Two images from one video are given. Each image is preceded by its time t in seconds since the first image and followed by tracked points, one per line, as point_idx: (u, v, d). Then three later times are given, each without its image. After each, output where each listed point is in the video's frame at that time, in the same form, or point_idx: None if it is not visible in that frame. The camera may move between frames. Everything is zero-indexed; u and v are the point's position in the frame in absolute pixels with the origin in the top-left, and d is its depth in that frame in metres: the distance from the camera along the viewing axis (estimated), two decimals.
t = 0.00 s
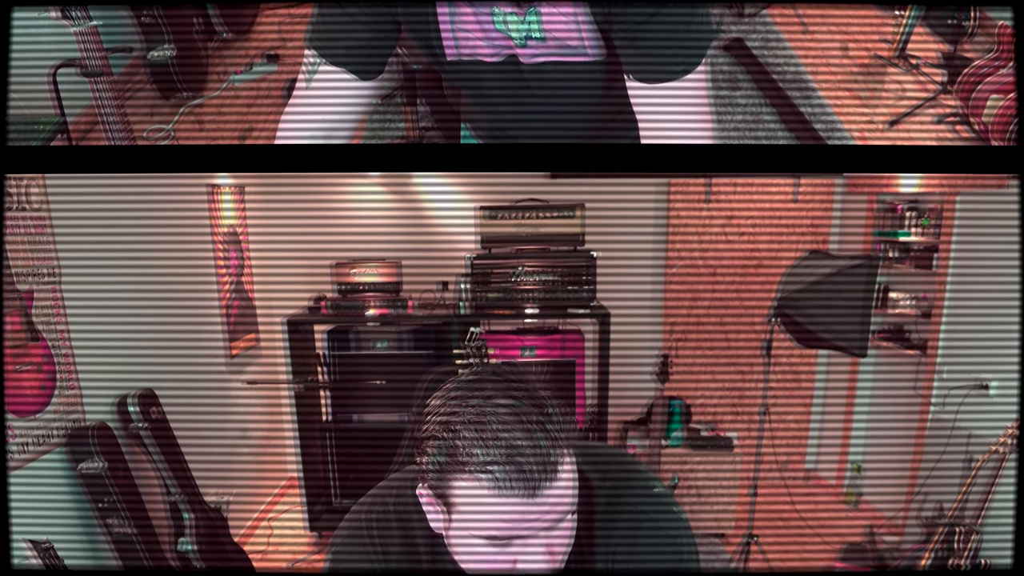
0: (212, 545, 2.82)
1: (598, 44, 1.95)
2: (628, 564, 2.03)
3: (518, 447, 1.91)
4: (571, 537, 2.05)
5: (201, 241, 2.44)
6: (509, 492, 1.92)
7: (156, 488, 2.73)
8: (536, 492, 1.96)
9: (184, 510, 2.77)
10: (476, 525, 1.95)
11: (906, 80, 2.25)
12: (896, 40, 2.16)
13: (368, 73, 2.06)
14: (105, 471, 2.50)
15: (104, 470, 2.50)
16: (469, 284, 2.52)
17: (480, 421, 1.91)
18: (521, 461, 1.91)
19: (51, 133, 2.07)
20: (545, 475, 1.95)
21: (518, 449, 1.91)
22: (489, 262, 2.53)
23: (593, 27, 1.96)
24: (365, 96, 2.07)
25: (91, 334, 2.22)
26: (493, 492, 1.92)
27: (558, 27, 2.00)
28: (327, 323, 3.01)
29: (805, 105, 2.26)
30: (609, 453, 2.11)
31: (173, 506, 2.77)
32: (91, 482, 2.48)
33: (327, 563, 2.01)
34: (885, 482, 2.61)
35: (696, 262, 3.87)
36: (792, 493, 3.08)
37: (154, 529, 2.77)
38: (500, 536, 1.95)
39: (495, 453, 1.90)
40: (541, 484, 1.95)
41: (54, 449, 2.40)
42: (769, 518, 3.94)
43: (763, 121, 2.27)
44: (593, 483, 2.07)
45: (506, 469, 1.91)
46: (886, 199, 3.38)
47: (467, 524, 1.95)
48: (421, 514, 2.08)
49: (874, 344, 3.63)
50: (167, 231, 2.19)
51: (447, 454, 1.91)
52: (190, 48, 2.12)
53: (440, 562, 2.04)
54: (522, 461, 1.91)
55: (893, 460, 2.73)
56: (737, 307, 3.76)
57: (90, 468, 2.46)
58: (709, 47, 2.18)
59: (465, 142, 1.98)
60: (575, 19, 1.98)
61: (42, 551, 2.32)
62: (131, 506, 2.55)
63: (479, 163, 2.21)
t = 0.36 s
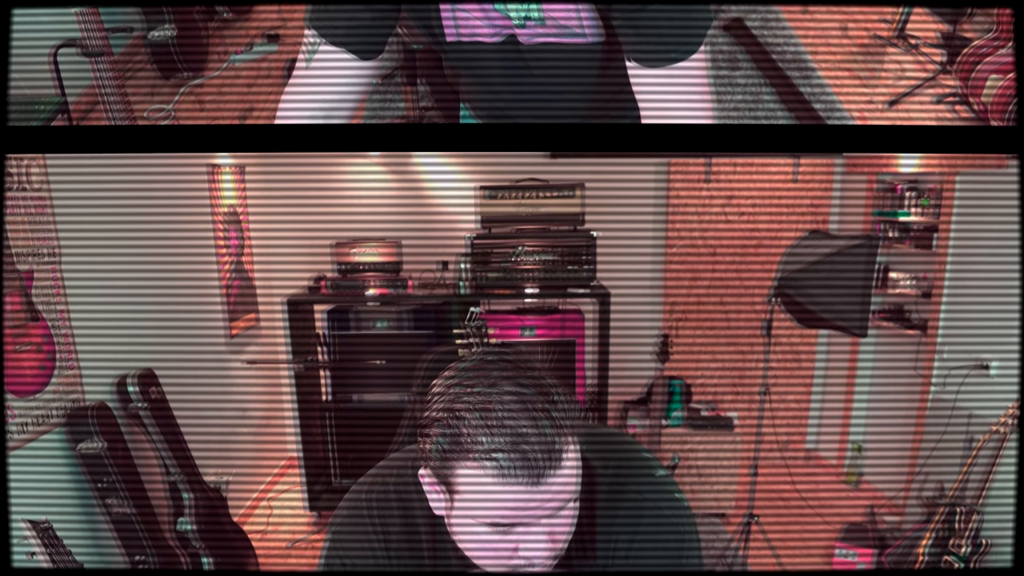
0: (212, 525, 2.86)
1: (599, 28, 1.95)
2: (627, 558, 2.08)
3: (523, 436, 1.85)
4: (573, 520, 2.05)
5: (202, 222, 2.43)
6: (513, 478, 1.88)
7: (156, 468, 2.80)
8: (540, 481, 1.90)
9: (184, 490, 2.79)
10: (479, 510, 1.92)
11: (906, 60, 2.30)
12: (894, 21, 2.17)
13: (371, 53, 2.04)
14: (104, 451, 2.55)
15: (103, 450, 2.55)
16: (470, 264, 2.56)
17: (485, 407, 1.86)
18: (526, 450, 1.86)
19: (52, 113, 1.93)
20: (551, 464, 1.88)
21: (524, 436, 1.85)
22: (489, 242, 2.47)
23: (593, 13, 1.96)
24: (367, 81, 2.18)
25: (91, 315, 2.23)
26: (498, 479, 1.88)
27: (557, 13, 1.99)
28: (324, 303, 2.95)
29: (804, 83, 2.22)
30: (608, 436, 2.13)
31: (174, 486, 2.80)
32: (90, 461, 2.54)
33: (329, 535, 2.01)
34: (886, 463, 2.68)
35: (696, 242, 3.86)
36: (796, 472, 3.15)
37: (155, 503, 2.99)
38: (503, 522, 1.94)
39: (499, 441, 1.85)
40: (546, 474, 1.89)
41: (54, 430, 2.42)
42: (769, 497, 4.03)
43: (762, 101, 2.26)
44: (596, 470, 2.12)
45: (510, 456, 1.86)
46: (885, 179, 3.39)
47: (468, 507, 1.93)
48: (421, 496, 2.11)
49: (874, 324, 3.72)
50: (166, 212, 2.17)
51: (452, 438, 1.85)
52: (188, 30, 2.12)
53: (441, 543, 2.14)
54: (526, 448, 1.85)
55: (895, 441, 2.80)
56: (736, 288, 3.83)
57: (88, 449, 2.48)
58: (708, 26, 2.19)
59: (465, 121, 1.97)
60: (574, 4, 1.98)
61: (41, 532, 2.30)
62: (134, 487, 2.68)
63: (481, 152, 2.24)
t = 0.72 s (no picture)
0: (211, 504, 2.94)
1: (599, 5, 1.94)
2: (624, 550, 2.11)
3: (523, 415, 1.87)
4: (574, 497, 2.09)
5: (202, 203, 2.43)
6: (511, 457, 1.92)
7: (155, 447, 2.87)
8: (539, 461, 1.95)
9: (184, 469, 2.90)
10: (479, 489, 2.02)
11: (904, 39, 2.21)
12: None
13: (370, 33, 2.08)
14: (103, 430, 2.59)
15: (103, 430, 2.60)
16: (470, 245, 2.55)
17: (485, 386, 1.86)
18: (526, 429, 1.88)
19: (53, 92, 2.09)
20: (550, 443, 1.92)
21: (523, 415, 1.86)
22: (489, 221, 2.51)
23: None
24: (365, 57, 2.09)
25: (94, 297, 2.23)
26: (496, 457, 1.93)
27: None
28: (325, 282, 3.01)
29: (804, 64, 2.21)
30: (608, 416, 2.16)
31: (174, 466, 2.90)
32: (89, 441, 2.57)
33: (329, 516, 2.07)
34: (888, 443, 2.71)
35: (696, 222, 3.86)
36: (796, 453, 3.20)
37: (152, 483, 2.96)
38: (502, 500, 2.03)
39: (497, 420, 1.86)
40: (545, 453, 1.93)
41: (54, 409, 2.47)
42: (769, 476, 4.11)
43: (762, 81, 2.22)
44: (596, 449, 2.13)
45: (508, 436, 1.88)
46: (885, 158, 3.38)
47: (467, 486, 2.02)
48: (422, 474, 2.12)
49: (874, 304, 3.66)
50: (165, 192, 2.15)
51: (451, 418, 1.88)
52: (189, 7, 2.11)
53: (441, 521, 2.12)
54: (526, 426, 1.87)
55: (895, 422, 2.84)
56: (734, 268, 3.88)
57: (87, 428, 2.55)
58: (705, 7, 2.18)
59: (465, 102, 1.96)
60: None
61: (41, 511, 2.32)
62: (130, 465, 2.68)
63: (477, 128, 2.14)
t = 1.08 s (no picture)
0: (211, 484, 2.97)
1: None
2: (624, 526, 2.20)
3: (520, 393, 2.01)
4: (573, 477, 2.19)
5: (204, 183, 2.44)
6: (511, 436, 2.01)
7: (155, 427, 2.85)
8: (537, 439, 2.04)
9: (184, 450, 2.90)
10: (478, 469, 2.03)
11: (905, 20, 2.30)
12: None
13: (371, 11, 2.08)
14: (103, 410, 2.61)
15: (102, 409, 2.61)
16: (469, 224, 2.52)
17: (483, 364, 1.99)
18: (523, 406, 2.01)
19: (53, 73, 2.02)
20: (548, 421, 2.04)
21: (520, 392, 2.01)
22: (490, 201, 2.48)
23: None
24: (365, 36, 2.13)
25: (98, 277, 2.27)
26: (495, 436, 2.01)
27: None
28: (325, 263, 3.00)
29: (802, 44, 2.18)
30: (609, 393, 2.18)
31: (173, 446, 2.89)
32: (89, 420, 2.59)
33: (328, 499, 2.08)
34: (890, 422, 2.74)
35: (697, 202, 3.88)
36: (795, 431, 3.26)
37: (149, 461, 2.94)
38: (502, 479, 2.05)
39: (495, 398, 2.00)
40: (544, 430, 2.04)
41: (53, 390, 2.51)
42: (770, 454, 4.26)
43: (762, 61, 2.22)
44: (596, 427, 2.17)
45: (507, 413, 2.01)
46: (885, 138, 3.46)
47: (467, 465, 2.04)
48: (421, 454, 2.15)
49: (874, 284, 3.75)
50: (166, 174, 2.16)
51: (451, 394, 2.01)
52: None
53: (441, 501, 2.16)
54: (524, 404, 2.00)
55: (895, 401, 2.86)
56: (735, 247, 3.85)
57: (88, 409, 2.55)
58: None
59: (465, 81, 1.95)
60: None
61: (39, 490, 2.46)
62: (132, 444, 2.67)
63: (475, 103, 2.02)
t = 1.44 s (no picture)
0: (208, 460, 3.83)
1: None
2: (621, 505, 2.36)
3: (516, 368, 2.16)
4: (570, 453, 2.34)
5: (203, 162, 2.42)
6: (506, 411, 2.20)
7: (156, 405, 3.72)
8: (533, 414, 2.23)
9: (184, 428, 3.79)
10: (471, 443, 2.26)
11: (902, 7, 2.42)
12: None
13: None
14: (100, 392, 3.25)
15: (101, 392, 3.25)
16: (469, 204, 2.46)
17: (478, 343, 2.16)
18: (518, 382, 2.17)
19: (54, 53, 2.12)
20: (543, 396, 2.21)
21: (515, 369, 2.17)
22: (488, 179, 2.45)
23: None
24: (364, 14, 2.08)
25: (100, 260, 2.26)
26: (491, 412, 2.20)
27: None
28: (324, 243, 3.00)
29: (802, 23, 2.19)
30: (607, 372, 2.34)
31: (173, 423, 3.78)
32: (88, 399, 3.20)
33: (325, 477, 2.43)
34: (890, 402, 2.79)
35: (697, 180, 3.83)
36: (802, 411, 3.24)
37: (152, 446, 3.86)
38: (491, 452, 2.26)
39: (492, 374, 2.16)
40: (539, 405, 2.21)
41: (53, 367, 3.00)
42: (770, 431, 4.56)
43: (761, 40, 2.19)
44: (591, 402, 2.33)
45: (503, 390, 2.18)
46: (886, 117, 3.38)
47: (465, 440, 2.25)
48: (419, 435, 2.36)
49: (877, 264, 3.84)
50: (166, 155, 2.14)
51: (447, 371, 2.19)
52: None
53: (440, 481, 2.36)
54: (520, 381, 2.17)
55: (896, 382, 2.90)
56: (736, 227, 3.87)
57: (88, 387, 3.22)
58: None
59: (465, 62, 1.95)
60: None
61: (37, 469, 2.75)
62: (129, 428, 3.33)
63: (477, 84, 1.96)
